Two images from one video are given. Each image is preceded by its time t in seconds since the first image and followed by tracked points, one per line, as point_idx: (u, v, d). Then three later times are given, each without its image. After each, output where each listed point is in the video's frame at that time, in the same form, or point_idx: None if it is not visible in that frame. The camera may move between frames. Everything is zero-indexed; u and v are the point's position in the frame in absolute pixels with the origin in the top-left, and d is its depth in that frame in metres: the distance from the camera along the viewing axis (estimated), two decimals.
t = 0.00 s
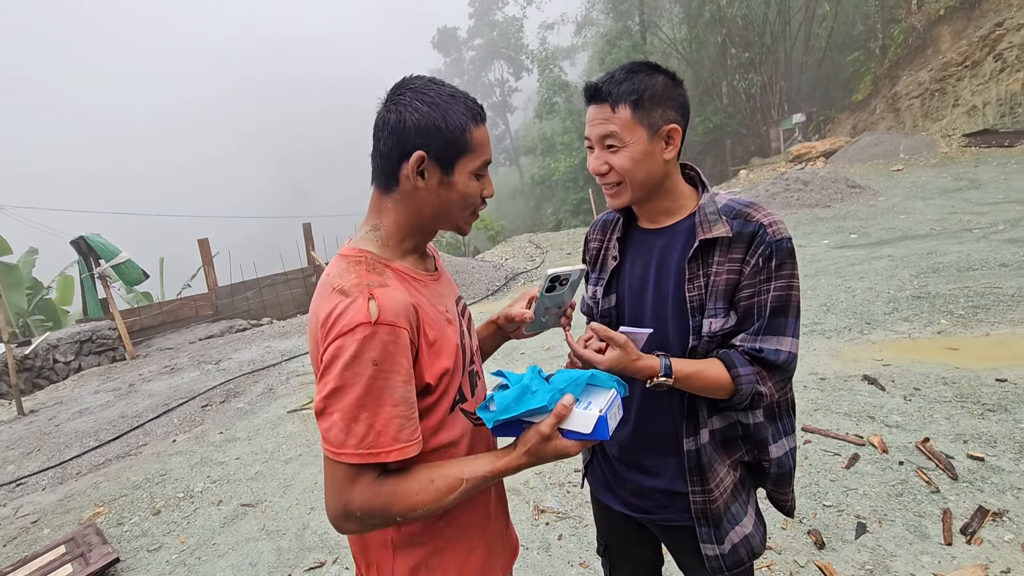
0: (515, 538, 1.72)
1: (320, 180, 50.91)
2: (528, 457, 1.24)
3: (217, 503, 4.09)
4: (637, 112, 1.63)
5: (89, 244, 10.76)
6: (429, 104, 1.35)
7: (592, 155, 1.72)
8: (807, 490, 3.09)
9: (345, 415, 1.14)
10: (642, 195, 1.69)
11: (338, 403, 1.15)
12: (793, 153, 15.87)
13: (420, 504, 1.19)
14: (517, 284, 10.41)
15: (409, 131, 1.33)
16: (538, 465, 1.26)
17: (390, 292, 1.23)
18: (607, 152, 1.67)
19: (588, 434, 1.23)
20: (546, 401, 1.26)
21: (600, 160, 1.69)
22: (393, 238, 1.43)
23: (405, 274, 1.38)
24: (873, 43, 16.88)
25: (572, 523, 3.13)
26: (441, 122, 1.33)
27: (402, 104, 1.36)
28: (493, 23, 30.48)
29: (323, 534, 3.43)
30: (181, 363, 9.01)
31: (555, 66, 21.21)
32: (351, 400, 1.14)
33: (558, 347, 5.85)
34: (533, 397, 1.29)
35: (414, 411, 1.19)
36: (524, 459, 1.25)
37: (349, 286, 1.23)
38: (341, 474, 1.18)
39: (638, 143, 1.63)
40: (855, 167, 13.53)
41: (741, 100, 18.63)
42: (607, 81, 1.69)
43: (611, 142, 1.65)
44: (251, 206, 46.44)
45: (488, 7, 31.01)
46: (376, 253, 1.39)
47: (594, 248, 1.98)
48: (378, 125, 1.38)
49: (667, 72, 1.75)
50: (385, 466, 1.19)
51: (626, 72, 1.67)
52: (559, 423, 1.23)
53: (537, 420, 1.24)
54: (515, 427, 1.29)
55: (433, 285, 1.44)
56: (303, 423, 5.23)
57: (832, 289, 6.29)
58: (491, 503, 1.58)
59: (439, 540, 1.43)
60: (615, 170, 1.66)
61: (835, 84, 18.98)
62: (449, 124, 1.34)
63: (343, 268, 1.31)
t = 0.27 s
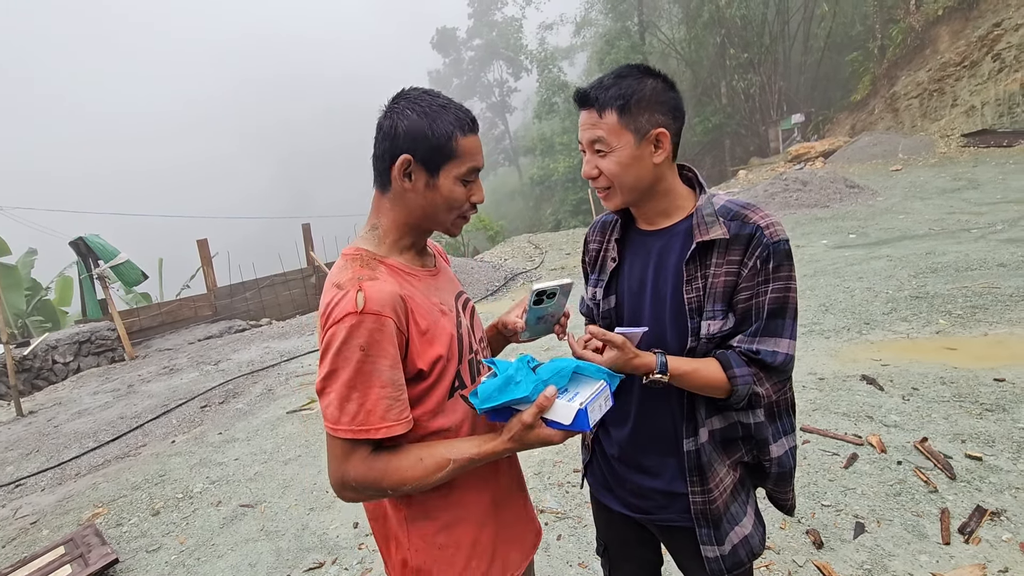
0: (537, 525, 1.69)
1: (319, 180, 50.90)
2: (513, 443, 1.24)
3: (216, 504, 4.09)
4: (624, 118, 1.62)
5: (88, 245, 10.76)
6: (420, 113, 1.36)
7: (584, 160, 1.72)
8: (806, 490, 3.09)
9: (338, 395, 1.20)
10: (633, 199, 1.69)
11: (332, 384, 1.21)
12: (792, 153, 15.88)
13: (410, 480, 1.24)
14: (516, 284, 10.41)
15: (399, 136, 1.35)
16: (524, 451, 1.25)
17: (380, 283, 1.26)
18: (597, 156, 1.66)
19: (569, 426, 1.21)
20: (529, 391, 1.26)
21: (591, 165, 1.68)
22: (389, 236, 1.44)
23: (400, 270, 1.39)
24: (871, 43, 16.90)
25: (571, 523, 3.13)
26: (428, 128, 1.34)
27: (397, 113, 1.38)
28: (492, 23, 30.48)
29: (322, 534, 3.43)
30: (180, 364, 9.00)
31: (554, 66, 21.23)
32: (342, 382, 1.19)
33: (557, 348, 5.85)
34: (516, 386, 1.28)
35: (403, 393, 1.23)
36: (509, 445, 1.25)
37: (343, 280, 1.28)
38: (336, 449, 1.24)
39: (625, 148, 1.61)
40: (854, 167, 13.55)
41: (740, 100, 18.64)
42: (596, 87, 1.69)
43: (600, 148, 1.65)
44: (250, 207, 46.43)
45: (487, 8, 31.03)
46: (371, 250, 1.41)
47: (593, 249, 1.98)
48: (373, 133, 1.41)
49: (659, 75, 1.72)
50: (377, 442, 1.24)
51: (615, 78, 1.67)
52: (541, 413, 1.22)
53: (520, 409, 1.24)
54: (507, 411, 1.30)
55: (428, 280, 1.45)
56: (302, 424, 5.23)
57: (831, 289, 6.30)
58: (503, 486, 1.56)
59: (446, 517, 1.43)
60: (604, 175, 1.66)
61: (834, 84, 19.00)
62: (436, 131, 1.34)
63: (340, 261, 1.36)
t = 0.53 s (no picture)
0: (534, 512, 1.68)
1: (318, 180, 50.86)
2: (497, 443, 1.25)
3: (216, 504, 4.09)
4: (614, 120, 1.62)
5: (87, 245, 10.75)
6: (403, 112, 1.37)
7: (578, 162, 1.73)
8: (805, 489, 3.09)
9: (333, 393, 1.22)
10: (626, 201, 1.69)
11: (327, 382, 1.23)
12: (791, 153, 15.88)
13: (401, 475, 1.26)
14: (515, 284, 10.39)
15: (385, 138, 1.36)
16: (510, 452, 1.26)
17: (373, 286, 1.26)
18: (588, 159, 1.68)
19: (548, 430, 1.21)
20: (512, 395, 1.26)
21: (584, 167, 1.69)
22: (384, 236, 1.43)
23: (394, 271, 1.39)
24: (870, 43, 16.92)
25: (570, 523, 3.13)
26: (411, 127, 1.35)
27: (381, 115, 1.39)
28: (492, 23, 30.46)
29: (322, 534, 3.43)
30: (179, 364, 9.00)
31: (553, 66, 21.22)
32: (336, 381, 1.21)
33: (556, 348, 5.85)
34: (499, 390, 1.29)
35: (395, 393, 1.24)
36: (494, 446, 1.26)
37: (339, 283, 1.30)
38: (332, 442, 1.27)
39: (615, 151, 1.62)
40: (853, 167, 13.56)
41: (740, 99, 18.65)
42: (588, 90, 1.70)
43: (590, 150, 1.65)
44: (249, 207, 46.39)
45: (486, 8, 31.02)
46: (367, 252, 1.42)
47: (593, 250, 1.97)
48: (361, 136, 1.43)
49: (654, 76, 1.71)
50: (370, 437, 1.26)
51: (608, 79, 1.67)
52: (523, 417, 1.23)
53: (503, 412, 1.25)
54: (496, 411, 1.31)
55: (424, 280, 1.44)
56: (302, 424, 5.22)
57: (830, 289, 6.30)
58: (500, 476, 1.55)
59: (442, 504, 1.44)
60: (596, 177, 1.67)
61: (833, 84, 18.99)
62: (419, 129, 1.35)
63: (338, 263, 1.38)
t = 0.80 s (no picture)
0: (526, 510, 1.67)
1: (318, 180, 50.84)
2: (482, 445, 1.25)
3: (215, 503, 4.08)
4: (611, 119, 1.62)
5: (87, 244, 10.74)
6: (381, 107, 1.36)
7: (576, 161, 1.73)
8: (805, 489, 3.09)
9: (322, 392, 1.22)
10: (623, 199, 1.69)
11: (317, 381, 1.22)
12: (791, 153, 15.87)
13: (389, 472, 1.25)
14: (515, 284, 10.38)
15: (364, 134, 1.36)
16: (497, 453, 1.26)
17: (363, 285, 1.26)
18: (586, 158, 1.68)
19: (535, 432, 1.22)
20: (500, 397, 1.26)
21: (580, 166, 1.69)
22: (375, 237, 1.43)
23: (386, 271, 1.38)
24: (870, 43, 16.92)
25: (570, 522, 3.13)
26: (391, 122, 1.34)
27: (361, 113, 1.39)
28: (491, 22, 30.44)
29: (321, 533, 3.43)
30: (179, 363, 9.00)
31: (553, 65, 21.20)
32: (324, 379, 1.21)
33: (556, 347, 5.84)
34: (487, 391, 1.29)
35: (383, 392, 1.24)
36: (479, 445, 1.26)
37: (331, 283, 1.29)
38: (321, 439, 1.26)
39: (613, 149, 1.62)
40: (853, 166, 13.56)
41: (739, 99, 18.64)
42: (586, 89, 1.70)
43: (587, 149, 1.66)
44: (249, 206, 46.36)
45: (486, 7, 31.01)
46: (360, 253, 1.41)
47: (593, 249, 1.96)
48: (345, 135, 1.43)
49: (652, 76, 1.71)
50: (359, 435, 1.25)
51: (605, 79, 1.67)
52: (510, 419, 1.23)
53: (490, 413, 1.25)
54: (485, 411, 1.31)
55: (417, 280, 1.43)
56: (301, 423, 5.22)
57: (830, 288, 6.29)
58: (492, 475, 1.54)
59: (432, 501, 1.43)
60: (593, 176, 1.67)
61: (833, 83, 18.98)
62: (398, 123, 1.35)
63: (331, 263, 1.38)
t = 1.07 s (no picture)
0: (520, 513, 1.67)
1: (318, 179, 50.81)
2: (474, 438, 1.26)
3: (215, 502, 4.08)
4: (610, 117, 1.61)
5: (86, 243, 10.73)
6: (378, 109, 1.35)
7: (575, 160, 1.72)
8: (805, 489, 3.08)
9: (308, 390, 1.20)
10: (622, 198, 1.68)
11: (303, 379, 1.21)
12: (791, 152, 15.86)
13: (378, 471, 1.24)
14: (514, 283, 10.38)
15: (361, 135, 1.35)
16: (488, 447, 1.26)
17: (348, 282, 1.25)
18: (585, 155, 1.67)
19: (527, 421, 1.23)
20: (489, 388, 1.26)
21: (579, 164, 1.68)
22: (366, 235, 1.42)
23: (375, 269, 1.37)
24: (870, 42, 16.90)
25: (570, 522, 3.13)
26: (387, 125, 1.33)
27: (358, 114, 1.37)
28: (492, 21, 30.41)
29: (320, 532, 3.42)
30: (178, 361, 8.99)
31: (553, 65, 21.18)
32: (310, 377, 1.19)
33: (555, 347, 5.84)
34: (478, 382, 1.29)
35: (370, 389, 1.23)
36: (471, 440, 1.26)
37: (317, 280, 1.28)
38: (308, 440, 1.25)
39: (611, 148, 1.61)
40: (853, 166, 13.56)
41: (740, 99, 18.63)
42: (585, 86, 1.69)
43: (587, 146, 1.65)
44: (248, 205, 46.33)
45: (486, 6, 30.99)
46: (348, 251, 1.40)
47: (592, 248, 1.96)
48: (341, 134, 1.41)
49: (654, 74, 1.70)
50: (348, 434, 1.24)
51: (604, 76, 1.66)
52: (501, 410, 1.24)
53: (481, 405, 1.25)
54: (476, 406, 1.31)
55: (405, 278, 1.43)
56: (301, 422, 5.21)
57: (830, 288, 6.29)
58: (485, 477, 1.53)
59: (425, 504, 1.42)
60: (592, 174, 1.66)
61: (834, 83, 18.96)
62: (394, 127, 1.33)
63: (318, 261, 1.37)
